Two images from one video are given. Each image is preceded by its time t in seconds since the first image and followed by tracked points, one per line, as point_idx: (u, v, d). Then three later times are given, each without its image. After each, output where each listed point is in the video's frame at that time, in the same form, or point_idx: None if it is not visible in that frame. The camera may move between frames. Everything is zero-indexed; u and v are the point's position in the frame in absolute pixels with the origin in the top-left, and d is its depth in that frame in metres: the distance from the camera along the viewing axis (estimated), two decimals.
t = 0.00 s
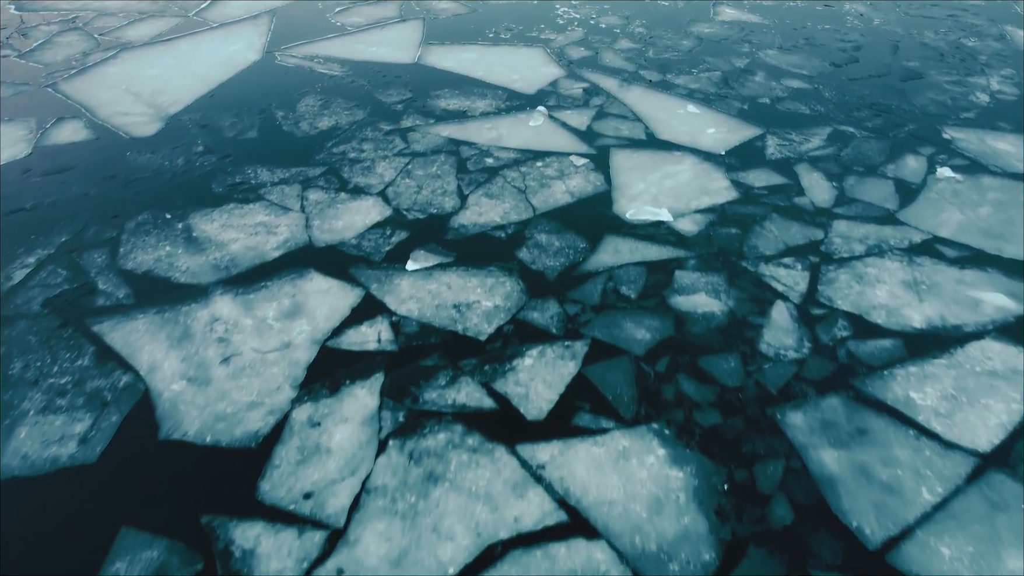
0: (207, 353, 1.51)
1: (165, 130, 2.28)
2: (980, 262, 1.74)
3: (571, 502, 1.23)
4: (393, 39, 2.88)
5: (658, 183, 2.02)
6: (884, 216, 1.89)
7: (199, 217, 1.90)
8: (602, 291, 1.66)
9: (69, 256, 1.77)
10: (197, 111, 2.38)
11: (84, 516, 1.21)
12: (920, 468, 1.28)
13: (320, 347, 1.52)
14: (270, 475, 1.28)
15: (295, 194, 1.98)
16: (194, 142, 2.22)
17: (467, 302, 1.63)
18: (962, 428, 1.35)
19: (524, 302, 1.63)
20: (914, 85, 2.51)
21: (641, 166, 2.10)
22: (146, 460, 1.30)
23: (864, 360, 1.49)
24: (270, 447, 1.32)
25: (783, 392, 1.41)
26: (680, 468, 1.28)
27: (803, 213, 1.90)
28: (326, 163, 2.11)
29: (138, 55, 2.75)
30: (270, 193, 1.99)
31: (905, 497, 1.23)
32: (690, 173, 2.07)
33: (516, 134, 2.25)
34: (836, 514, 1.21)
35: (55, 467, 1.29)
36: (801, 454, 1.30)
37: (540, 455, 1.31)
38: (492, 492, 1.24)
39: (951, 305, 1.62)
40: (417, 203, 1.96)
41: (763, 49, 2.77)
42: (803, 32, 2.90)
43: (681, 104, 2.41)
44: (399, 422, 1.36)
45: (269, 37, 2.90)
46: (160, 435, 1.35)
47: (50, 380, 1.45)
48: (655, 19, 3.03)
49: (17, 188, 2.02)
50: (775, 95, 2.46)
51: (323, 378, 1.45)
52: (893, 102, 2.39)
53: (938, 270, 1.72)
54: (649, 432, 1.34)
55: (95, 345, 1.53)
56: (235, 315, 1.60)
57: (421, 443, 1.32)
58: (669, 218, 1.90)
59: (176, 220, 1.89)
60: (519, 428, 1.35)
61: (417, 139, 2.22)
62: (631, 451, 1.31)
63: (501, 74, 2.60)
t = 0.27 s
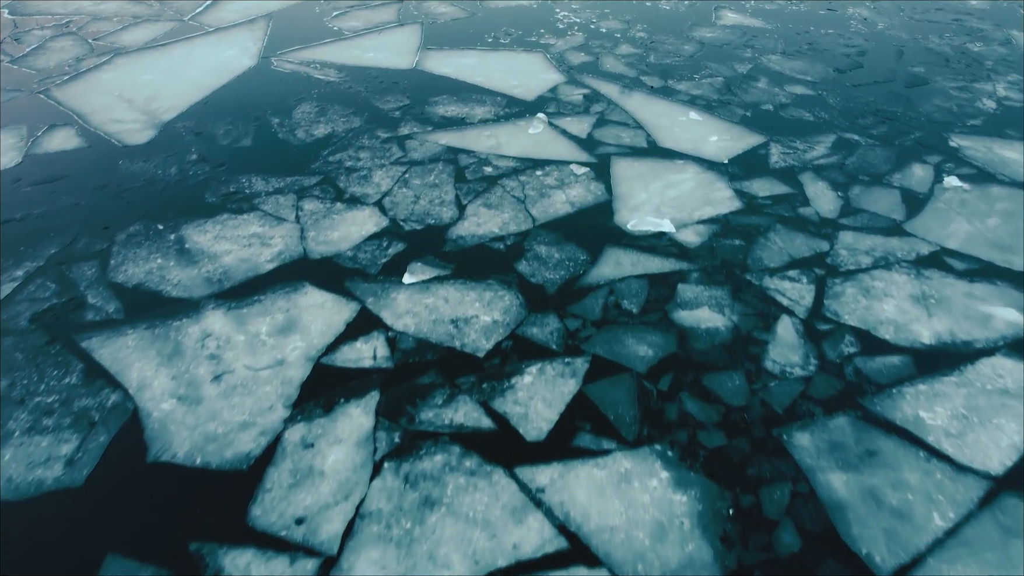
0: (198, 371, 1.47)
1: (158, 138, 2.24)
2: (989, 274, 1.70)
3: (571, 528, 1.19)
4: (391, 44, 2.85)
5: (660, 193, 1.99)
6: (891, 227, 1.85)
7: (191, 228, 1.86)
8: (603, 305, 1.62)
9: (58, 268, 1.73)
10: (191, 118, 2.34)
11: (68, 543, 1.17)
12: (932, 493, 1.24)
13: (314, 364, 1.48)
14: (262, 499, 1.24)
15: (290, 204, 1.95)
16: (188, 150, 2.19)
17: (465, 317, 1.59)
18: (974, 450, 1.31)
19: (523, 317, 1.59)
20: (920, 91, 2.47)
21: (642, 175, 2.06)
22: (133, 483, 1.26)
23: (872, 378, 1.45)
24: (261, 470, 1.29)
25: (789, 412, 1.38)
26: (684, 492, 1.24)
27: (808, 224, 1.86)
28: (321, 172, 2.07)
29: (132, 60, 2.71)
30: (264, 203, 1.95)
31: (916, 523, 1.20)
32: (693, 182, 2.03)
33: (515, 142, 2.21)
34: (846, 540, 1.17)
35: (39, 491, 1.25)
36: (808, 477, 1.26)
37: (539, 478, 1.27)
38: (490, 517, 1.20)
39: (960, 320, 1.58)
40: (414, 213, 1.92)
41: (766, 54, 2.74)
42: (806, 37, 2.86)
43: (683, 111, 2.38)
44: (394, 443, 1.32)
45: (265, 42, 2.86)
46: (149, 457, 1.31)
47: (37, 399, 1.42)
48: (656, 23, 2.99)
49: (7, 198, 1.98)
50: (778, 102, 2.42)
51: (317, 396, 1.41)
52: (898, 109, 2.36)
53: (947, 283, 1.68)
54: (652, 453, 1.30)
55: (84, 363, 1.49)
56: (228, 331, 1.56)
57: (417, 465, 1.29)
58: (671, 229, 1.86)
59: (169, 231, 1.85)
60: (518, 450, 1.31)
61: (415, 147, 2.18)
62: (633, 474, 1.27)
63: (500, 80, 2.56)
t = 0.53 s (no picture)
0: (189, 389, 1.43)
1: (152, 146, 2.21)
2: (999, 287, 1.67)
3: (572, 555, 1.16)
4: (388, 49, 2.81)
5: (662, 203, 1.95)
6: (897, 237, 1.82)
7: (184, 239, 1.83)
8: (604, 319, 1.59)
9: (48, 281, 1.69)
10: (185, 125, 2.31)
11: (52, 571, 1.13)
12: (943, 517, 1.21)
13: (308, 381, 1.45)
14: (253, 524, 1.20)
15: (285, 214, 1.91)
16: (182, 158, 2.15)
17: (463, 332, 1.55)
18: (987, 472, 1.27)
19: (523, 332, 1.55)
20: (925, 97, 2.43)
21: (644, 184, 2.03)
22: (121, 507, 1.22)
23: (880, 396, 1.41)
24: (253, 493, 1.25)
25: (796, 432, 1.34)
26: (688, 516, 1.20)
27: (813, 235, 1.83)
28: (317, 181, 2.04)
29: (126, 65, 2.68)
30: (259, 213, 1.92)
31: (928, 549, 1.16)
32: (695, 192, 1.99)
33: (514, 150, 2.18)
34: (855, 568, 1.13)
35: (24, 515, 1.22)
36: (816, 500, 1.23)
37: (539, 502, 1.23)
38: (488, 543, 1.17)
39: (970, 335, 1.54)
40: (412, 224, 1.88)
41: (769, 59, 2.70)
42: (809, 42, 2.83)
43: (685, 118, 2.34)
44: (390, 465, 1.29)
45: (261, 46, 2.82)
46: (137, 480, 1.27)
47: (23, 418, 1.38)
48: (657, 28, 2.96)
49: None
50: (782, 108, 2.38)
51: (311, 415, 1.38)
52: (904, 116, 2.32)
53: (955, 296, 1.64)
54: (655, 476, 1.27)
55: (72, 380, 1.45)
56: (220, 347, 1.52)
57: (413, 488, 1.25)
58: (674, 240, 1.82)
59: (161, 242, 1.82)
60: (517, 472, 1.28)
61: (412, 156, 2.14)
62: (636, 497, 1.24)
63: (500, 86, 2.52)
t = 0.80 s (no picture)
0: (178, 411, 1.39)
1: (143, 155, 2.16)
2: (1011, 303, 1.62)
3: None
4: (386, 54, 2.76)
5: (664, 214, 1.91)
6: (906, 251, 1.78)
7: (175, 253, 1.78)
8: (606, 337, 1.54)
9: (35, 297, 1.65)
10: (179, 134, 2.26)
11: None
12: (958, 548, 1.16)
13: (301, 403, 1.40)
14: (242, 555, 1.15)
15: (279, 227, 1.87)
16: (174, 168, 2.11)
17: (461, 351, 1.51)
18: (1003, 499, 1.23)
19: (522, 350, 1.51)
20: (932, 105, 2.39)
21: (646, 195, 1.98)
22: (105, 536, 1.18)
23: (891, 419, 1.37)
24: (242, 522, 1.20)
25: (804, 456, 1.30)
26: (693, 547, 1.16)
27: (820, 248, 1.78)
28: (312, 192, 1.99)
29: (119, 71, 2.63)
30: (252, 226, 1.87)
31: None
32: (698, 203, 1.95)
33: (514, 159, 2.14)
34: None
35: (5, 545, 1.17)
36: (826, 530, 1.18)
37: (539, 532, 1.19)
38: None
39: (982, 354, 1.50)
40: (409, 236, 1.84)
41: (772, 65, 2.66)
42: (813, 47, 2.79)
43: (687, 126, 2.30)
44: (384, 492, 1.24)
45: (257, 52, 2.78)
46: (123, 508, 1.22)
47: (6, 442, 1.33)
48: (659, 33, 2.92)
49: None
50: (786, 116, 2.34)
51: (303, 439, 1.33)
52: (910, 124, 2.28)
53: (966, 313, 1.60)
54: (659, 503, 1.22)
55: (58, 402, 1.41)
56: (211, 366, 1.48)
57: (408, 517, 1.21)
58: (677, 253, 1.78)
59: (152, 256, 1.77)
60: (516, 500, 1.23)
61: (410, 165, 2.10)
62: (639, 527, 1.19)
63: (499, 93, 2.48)
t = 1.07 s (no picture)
0: (168, 431, 1.35)
1: (137, 163, 2.13)
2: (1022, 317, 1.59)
3: None
4: (384, 60, 2.73)
5: (667, 225, 1.87)
6: (914, 263, 1.74)
7: (167, 265, 1.74)
8: (607, 353, 1.51)
9: (23, 311, 1.61)
10: (173, 141, 2.23)
11: None
12: None
13: (294, 422, 1.37)
14: None
15: (274, 238, 1.83)
16: (167, 176, 2.07)
17: (459, 368, 1.47)
18: (1018, 525, 1.19)
19: (522, 367, 1.47)
20: (938, 112, 2.35)
21: (648, 205, 1.95)
22: (90, 564, 1.14)
23: (900, 439, 1.33)
24: (233, 548, 1.16)
25: (812, 479, 1.26)
26: None
27: (826, 261, 1.75)
28: (308, 201, 1.96)
29: (113, 77, 2.60)
30: (246, 237, 1.84)
31: None
32: (701, 213, 1.91)
33: (513, 168, 2.10)
34: None
35: None
36: (835, 557, 1.15)
37: (539, 559, 1.15)
38: None
39: (994, 370, 1.46)
40: (406, 248, 1.80)
41: (775, 71, 2.62)
42: (817, 53, 2.75)
43: (689, 133, 2.26)
44: (380, 517, 1.20)
45: (253, 57, 2.74)
46: (109, 533, 1.19)
47: None
48: (660, 37, 2.88)
49: None
50: (790, 123, 2.30)
51: (297, 461, 1.30)
52: (916, 132, 2.24)
53: (977, 328, 1.56)
54: (662, 529, 1.19)
55: (45, 421, 1.37)
56: (202, 384, 1.44)
57: (404, 543, 1.17)
58: (680, 265, 1.74)
59: (143, 268, 1.74)
60: (516, 525, 1.20)
61: (407, 174, 2.07)
62: (642, 554, 1.16)
63: (498, 99, 2.45)
